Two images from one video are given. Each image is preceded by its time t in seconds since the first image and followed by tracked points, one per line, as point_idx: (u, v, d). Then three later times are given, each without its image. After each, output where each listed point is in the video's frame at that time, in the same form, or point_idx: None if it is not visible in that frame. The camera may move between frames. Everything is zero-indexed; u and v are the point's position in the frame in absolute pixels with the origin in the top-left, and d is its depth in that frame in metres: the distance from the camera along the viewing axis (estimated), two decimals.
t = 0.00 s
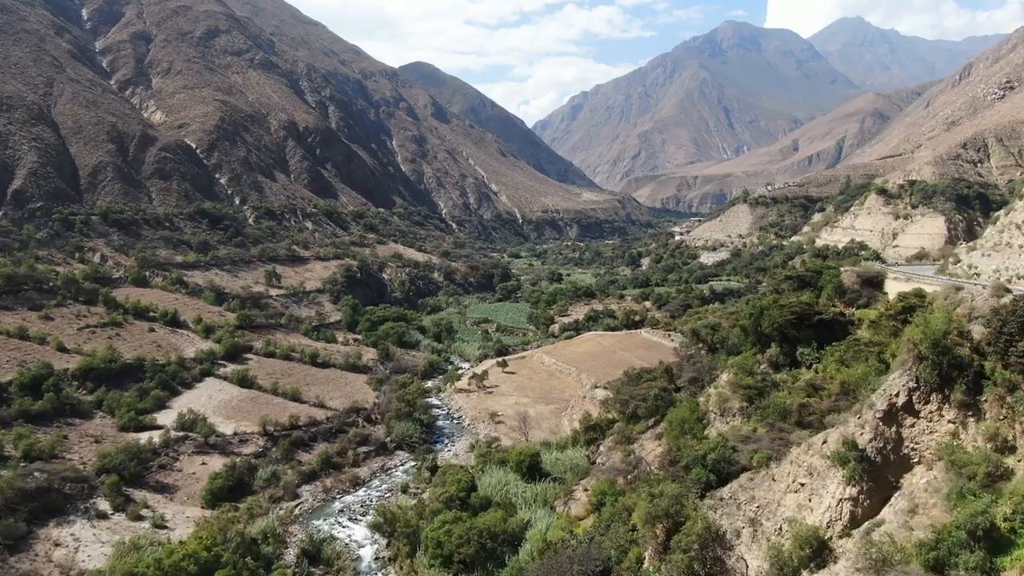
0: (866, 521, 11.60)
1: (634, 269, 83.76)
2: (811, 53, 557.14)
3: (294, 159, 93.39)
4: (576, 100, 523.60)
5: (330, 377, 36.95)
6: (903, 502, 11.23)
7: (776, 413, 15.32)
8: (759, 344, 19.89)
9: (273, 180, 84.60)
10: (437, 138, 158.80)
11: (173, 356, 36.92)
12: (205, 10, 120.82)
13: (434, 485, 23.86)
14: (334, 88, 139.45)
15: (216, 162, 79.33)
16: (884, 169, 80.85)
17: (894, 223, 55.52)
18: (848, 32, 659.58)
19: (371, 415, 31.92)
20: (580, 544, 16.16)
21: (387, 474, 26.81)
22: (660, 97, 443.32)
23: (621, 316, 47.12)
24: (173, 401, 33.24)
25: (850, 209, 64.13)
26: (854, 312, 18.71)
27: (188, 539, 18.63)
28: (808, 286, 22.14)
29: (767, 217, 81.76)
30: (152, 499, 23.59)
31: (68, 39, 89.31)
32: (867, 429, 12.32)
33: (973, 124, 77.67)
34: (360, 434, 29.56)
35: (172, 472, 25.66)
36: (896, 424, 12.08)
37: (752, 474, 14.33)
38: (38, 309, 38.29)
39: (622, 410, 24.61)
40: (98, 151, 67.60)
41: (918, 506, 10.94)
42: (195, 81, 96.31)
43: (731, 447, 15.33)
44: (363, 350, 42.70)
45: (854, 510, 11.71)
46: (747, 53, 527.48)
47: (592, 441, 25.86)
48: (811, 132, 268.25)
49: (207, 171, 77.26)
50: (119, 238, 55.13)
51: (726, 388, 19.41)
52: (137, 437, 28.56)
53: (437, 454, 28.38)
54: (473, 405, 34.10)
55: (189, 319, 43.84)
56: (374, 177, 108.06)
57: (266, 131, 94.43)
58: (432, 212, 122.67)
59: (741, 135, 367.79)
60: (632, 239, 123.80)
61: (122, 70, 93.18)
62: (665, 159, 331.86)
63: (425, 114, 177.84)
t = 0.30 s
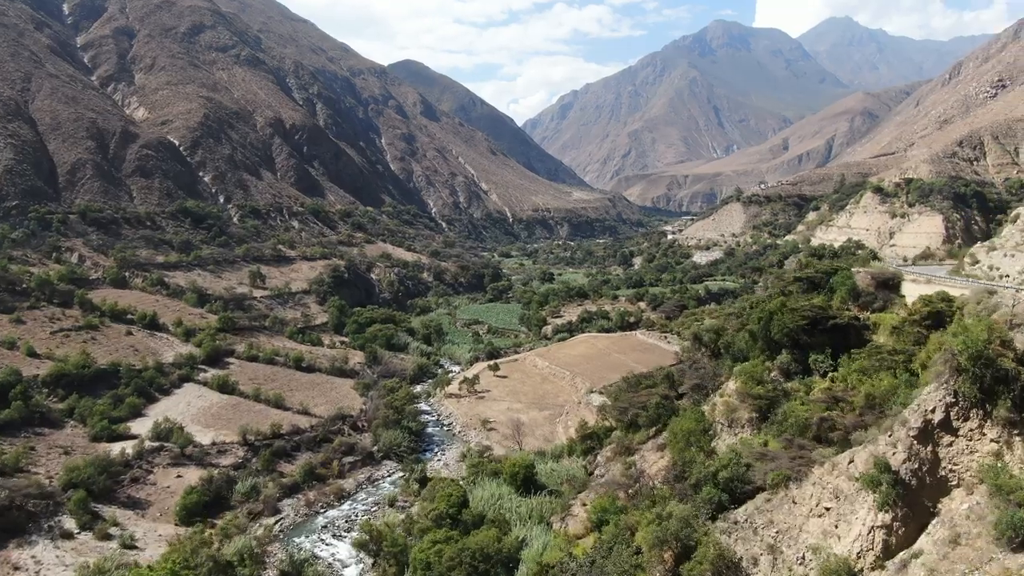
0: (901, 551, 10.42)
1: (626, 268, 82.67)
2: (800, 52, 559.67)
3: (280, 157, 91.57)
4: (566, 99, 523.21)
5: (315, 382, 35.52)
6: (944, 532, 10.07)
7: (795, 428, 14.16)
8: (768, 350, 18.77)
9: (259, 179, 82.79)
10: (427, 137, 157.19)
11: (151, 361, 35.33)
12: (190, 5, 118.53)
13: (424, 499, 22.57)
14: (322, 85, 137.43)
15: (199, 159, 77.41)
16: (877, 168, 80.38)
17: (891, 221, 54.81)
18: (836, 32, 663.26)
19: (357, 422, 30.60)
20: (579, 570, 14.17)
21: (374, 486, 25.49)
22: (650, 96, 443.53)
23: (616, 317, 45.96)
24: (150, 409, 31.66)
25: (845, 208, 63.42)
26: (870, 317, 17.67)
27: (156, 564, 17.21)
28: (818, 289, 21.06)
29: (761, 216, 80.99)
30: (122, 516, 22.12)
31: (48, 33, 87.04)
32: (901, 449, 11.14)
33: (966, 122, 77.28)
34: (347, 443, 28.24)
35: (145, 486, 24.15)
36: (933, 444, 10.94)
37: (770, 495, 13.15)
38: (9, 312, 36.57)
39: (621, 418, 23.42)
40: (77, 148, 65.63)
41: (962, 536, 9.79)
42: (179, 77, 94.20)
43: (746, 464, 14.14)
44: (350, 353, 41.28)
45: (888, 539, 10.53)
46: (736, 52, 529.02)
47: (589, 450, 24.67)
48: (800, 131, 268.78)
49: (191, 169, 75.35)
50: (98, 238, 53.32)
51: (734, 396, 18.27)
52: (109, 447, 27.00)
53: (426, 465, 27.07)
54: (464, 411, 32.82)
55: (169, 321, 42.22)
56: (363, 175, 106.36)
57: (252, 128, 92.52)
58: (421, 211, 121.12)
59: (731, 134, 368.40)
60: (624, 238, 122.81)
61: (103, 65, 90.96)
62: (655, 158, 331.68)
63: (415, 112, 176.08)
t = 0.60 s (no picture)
0: None
1: (620, 268, 81.64)
2: (791, 52, 561.35)
3: (269, 155, 89.89)
4: (558, 98, 522.26)
5: (302, 387, 34.17)
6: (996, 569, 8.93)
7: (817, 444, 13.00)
8: (781, 357, 17.63)
9: (247, 177, 81.12)
10: (418, 135, 155.66)
11: (130, 367, 33.83)
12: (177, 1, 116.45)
13: (414, 514, 21.36)
14: (312, 83, 135.62)
15: (185, 157, 75.68)
16: (873, 166, 79.76)
17: (890, 220, 54.05)
18: (827, 32, 665.90)
19: (345, 429, 29.30)
20: None
21: (362, 499, 24.24)
22: (642, 96, 443.39)
23: (612, 319, 44.86)
24: (127, 417, 30.20)
25: (843, 207, 62.63)
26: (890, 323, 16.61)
27: None
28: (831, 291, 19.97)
29: (756, 215, 80.14)
30: (92, 535, 20.76)
31: (31, 29, 85.04)
32: (943, 473, 9.98)
33: (962, 121, 76.78)
34: (334, 452, 26.93)
35: (119, 501, 22.77)
36: (978, 468, 9.77)
37: (793, 520, 12.00)
38: None
39: (620, 428, 22.29)
40: (58, 145, 63.85)
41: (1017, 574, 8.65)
42: (165, 74, 92.32)
43: (765, 485, 12.99)
44: (339, 356, 39.96)
45: None
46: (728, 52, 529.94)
47: (588, 461, 23.53)
48: (793, 130, 268.88)
49: (176, 167, 73.62)
50: (79, 238, 51.66)
51: (745, 407, 17.15)
52: (82, 459, 25.56)
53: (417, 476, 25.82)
54: (457, 418, 31.62)
55: (150, 324, 40.70)
56: (353, 174, 104.79)
57: (240, 126, 90.76)
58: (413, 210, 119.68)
59: (724, 133, 368.53)
60: (617, 237, 121.88)
61: (88, 62, 89.00)
62: (647, 157, 331.31)
63: (406, 111, 174.47)
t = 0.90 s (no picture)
0: None
1: (614, 268, 80.57)
2: (781, 52, 563.38)
3: (256, 153, 88.09)
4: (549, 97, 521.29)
5: (286, 394, 32.73)
6: None
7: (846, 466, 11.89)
8: (795, 365, 16.50)
9: (233, 175, 79.34)
10: (409, 134, 154.01)
11: (105, 373, 32.22)
12: None
13: (403, 533, 20.10)
14: (301, 80, 133.64)
15: (169, 155, 73.79)
16: (868, 166, 79.14)
17: (888, 220, 53.29)
18: (817, 32, 668.69)
19: (331, 439, 27.97)
20: None
21: (348, 514, 22.93)
22: (633, 95, 443.29)
23: (607, 321, 43.71)
24: (101, 426, 28.63)
25: (840, 206, 61.78)
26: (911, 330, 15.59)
27: None
28: (846, 296, 19.14)
29: (751, 215, 79.24)
30: (55, 558, 19.29)
31: (10, 23, 82.80)
32: (997, 503, 8.86)
33: (957, 120, 76.31)
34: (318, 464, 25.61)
35: (87, 519, 21.30)
36: None
37: (821, 552, 10.84)
38: None
39: (621, 439, 21.07)
40: (36, 142, 61.89)
41: None
42: (149, 70, 90.25)
43: (788, 511, 11.82)
44: (326, 360, 38.51)
45: None
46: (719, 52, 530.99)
47: (587, 473, 22.31)
48: (784, 129, 269.09)
49: (160, 165, 71.73)
50: (57, 237, 49.86)
51: (758, 420, 16.05)
52: (49, 473, 24.02)
53: (406, 489, 24.53)
54: (448, 425, 30.35)
55: (129, 327, 39.04)
56: (342, 172, 103.06)
57: (226, 124, 88.86)
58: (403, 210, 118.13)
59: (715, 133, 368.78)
60: (610, 237, 120.89)
61: (70, 58, 86.85)
62: (639, 156, 330.91)
63: (396, 109, 172.76)
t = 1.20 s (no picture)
0: None
1: (607, 268, 79.58)
2: (771, 52, 565.24)
3: (242, 151, 86.31)
4: (540, 97, 520.31)
5: (269, 401, 31.35)
6: None
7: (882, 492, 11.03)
8: (811, 374, 15.36)
9: (218, 174, 77.57)
10: (399, 132, 152.46)
11: (78, 380, 30.65)
12: None
13: (389, 553, 18.85)
14: (289, 78, 131.70)
15: (153, 153, 71.91)
16: (863, 165, 78.64)
17: (886, 219, 52.68)
18: (807, 32, 671.61)
19: (316, 448, 26.62)
20: None
21: (333, 530, 21.70)
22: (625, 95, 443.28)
23: (602, 323, 42.64)
24: (72, 437, 27.10)
25: (836, 205, 61.05)
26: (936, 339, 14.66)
27: None
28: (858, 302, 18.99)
29: (746, 214, 78.45)
30: None
31: None
32: None
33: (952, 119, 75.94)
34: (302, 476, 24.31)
35: (51, 539, 19.87)
36: None
37: None
38: None
39: (621, 451, 19.90)
40: (14, 139, 59.95)
41: None
42: (133, 66, 88.20)
43: (815, 540, 10.71)
44: (311, 365, 37.15)
45: None
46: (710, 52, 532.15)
47: (585, 486, 21.12)
48: (775, 129, 269.47)
49: (143, 163, 69.90)
50: (34, 237, 48.09)
51: (772, 433, 14.98)
52: (13, 488, 22.54)
53: (394, 502, 23.28)
54: (439, 433, 29.15)
55: (106, 331, 37.43)
56: (331, 171, 101.43)
57: (212, 121, 87.01)
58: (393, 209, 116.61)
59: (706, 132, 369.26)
60: (602, 237, 119.97)
61: (52, 54, 84.73)
62: (630, 156, 330.59)
63: (387, 108, 171.02)
